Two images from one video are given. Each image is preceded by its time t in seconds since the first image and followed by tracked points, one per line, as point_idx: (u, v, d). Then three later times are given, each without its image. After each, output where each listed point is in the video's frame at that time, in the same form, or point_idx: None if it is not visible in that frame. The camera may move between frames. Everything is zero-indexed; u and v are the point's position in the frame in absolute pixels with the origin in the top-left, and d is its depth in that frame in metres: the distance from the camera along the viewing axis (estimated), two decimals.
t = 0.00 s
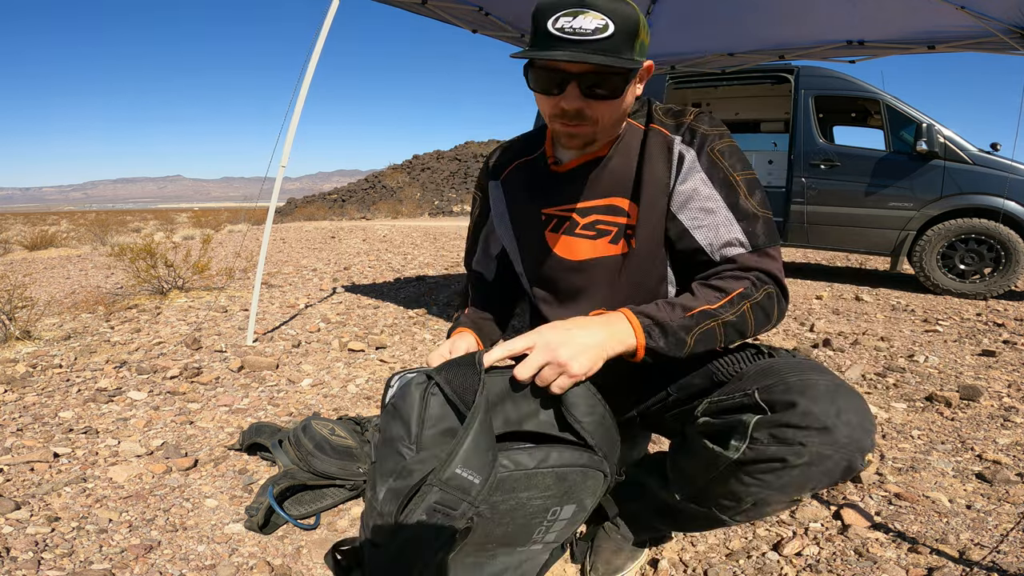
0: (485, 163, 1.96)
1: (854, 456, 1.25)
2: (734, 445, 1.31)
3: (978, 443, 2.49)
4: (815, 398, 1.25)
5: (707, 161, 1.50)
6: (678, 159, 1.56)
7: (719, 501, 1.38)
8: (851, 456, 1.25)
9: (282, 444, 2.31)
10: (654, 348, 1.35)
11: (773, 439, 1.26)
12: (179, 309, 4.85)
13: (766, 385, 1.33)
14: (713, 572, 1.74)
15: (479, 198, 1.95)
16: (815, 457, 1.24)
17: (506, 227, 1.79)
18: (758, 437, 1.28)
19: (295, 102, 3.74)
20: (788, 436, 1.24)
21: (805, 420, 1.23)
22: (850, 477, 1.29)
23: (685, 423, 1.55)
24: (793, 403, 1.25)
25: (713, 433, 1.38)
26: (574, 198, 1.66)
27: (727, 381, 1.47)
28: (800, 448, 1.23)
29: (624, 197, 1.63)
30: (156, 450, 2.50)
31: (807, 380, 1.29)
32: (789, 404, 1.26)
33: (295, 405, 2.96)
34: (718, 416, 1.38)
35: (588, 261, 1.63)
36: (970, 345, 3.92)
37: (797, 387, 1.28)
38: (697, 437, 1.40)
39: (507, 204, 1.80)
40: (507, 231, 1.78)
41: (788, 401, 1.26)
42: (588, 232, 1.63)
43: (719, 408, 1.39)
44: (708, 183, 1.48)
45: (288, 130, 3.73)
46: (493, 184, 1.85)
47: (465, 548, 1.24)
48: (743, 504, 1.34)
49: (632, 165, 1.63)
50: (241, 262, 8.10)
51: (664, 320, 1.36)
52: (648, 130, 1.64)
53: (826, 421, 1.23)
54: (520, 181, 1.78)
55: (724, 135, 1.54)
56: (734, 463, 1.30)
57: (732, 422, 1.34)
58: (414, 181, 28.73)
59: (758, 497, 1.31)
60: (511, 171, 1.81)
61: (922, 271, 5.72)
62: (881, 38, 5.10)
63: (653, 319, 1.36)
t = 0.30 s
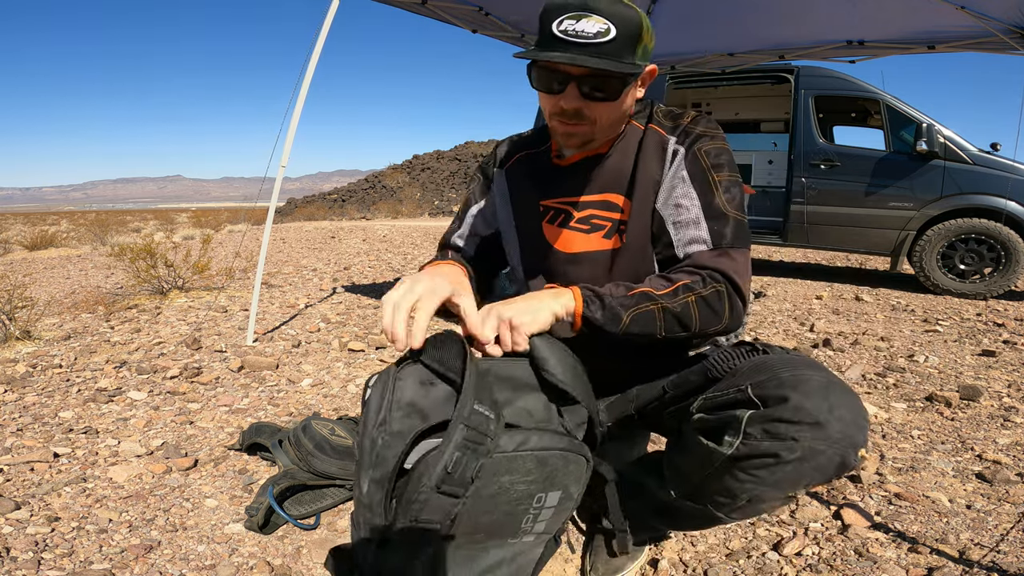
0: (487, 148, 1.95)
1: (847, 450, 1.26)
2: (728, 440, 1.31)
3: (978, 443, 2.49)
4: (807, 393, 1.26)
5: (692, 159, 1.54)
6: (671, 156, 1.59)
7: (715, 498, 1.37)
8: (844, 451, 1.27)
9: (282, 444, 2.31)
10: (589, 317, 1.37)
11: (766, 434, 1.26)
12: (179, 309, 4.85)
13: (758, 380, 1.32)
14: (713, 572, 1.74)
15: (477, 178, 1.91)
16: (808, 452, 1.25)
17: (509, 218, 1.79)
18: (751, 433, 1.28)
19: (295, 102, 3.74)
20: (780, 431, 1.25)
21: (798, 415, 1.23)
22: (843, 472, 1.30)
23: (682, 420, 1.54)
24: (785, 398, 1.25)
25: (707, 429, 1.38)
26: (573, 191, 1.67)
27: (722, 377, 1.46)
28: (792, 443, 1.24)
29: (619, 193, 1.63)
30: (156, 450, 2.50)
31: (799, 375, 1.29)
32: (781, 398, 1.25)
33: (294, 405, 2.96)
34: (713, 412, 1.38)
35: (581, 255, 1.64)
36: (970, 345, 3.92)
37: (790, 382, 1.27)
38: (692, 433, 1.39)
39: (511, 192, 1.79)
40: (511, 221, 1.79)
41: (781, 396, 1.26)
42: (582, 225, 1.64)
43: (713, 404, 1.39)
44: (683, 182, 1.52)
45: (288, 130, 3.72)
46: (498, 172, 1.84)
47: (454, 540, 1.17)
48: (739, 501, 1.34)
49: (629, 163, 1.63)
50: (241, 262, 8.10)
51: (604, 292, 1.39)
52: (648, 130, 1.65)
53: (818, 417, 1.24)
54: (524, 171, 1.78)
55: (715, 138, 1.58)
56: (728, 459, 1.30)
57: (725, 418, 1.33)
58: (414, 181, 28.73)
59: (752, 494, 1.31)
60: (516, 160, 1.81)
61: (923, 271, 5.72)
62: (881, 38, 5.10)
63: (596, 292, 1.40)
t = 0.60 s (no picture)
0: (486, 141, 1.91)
1: (841, 446, 1.26)
2: (724, 437, 1.31)
3: (978, 443, 2.49)
4: (801, 389, 1.26)
5: (706, 167, 1.55)
6: (680, 160, 1.59)
7: (712, 495, 1.37)
8: (839, 447, 1.26)
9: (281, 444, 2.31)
10: (636, 332, 1.33)
11: (760, 430, 1.26)
12: (179, 309, 4.86)
13: (752, 376, 1.32)
14: (714, 572, 1.74)
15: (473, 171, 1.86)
16: (802, 448, 1.25)
17: (507, 214, 1.78)
18: (746, 429, 1.28)
19: (295, 102, 3.74)
20: (775, 427, 1.25)
21: (791, 411, 1.23)
22: (839, 468, 1.29)
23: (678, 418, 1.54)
24: (778, 394, 1.25)
25: (703, 426, 1.38)
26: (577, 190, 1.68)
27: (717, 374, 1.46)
28: (787, 439, 1.24)
29: (622, 193, 1.65)
30: (156, 450, 2.50)
31: (792, 371, 1.29)
32: (775, 394, 1.25)
33: (294, 405, 2.96)
34: (708, 409, 1.38)
35: (586, 253, 1.64)
36: (970, 345, 3.92)
37: (783, 377, 1.28)
38: (688, 430, 1.40)
39: (510, 188, 1.79)
40: (509, 217, 1.78)
41: (774, 392, 1.26)
42: (587, 224, 1.64)
43: (708, 402, 1.39)
44: (704, 189, 1.52)
45: (288, 130, 3.72)
46: (496, 166, 1.83)
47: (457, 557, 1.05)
48: (735, 498, 1.34)
49: (634, 162, 1.66)
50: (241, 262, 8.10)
51: (648, 306, 1.36)
52: (653, 131, 1.67)
53: (811, 412, 1.24)
54: (528, 170, 1.77)
55: (724, 143, 1.60)
56: (724, 456, 1.30)
57: (720, 415, 1.33)
58: (414, 181, 28.74)
59: (749, 490, 1.31)
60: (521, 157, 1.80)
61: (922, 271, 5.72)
62: (881, 38, 5.09)
63: (638, 305, 1.35)
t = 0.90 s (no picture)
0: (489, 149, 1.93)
1: (842, 446, 1.26)
2: (724, 436, 1.31)
3: (978, 443, 2.49)
4: (802, 388, 1.26)
5: (715, 172, 1.56)
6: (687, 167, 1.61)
7: (712, 495, 1.37)
8: (840, 446, 1.26)
9: (281, 444, 2.31)
10: (658, 341, 1.39)
11: (761, 429, 1.26)
12: (178, 309, 4.85)
13: (754, 375, 1.33)
14: (714, 572, 1.74)
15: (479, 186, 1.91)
16: (803, 447, 1.25)
17: (511, 216, 1.79)
18: (747, 428, 1.28)
19: (295, 102, 3.74)
20: (776, 426, 1.25)
21: (792, 409, 1.23)
22: (840, 468, 1.29)
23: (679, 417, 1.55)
24: (780, 393, 1.25)
25: (703, 425, 1.38)
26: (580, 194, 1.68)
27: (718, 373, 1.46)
28: (788, 438, 1.24)
29: (626, 196, 1.65)
30: (156, 450, 2.50)
31: (793, 371, 1.29)
32: (776, 393, 1.26)
33: (295, 405, 2.96)
34: (709, 408, 1.39)
35: (589, 257, 1.64)
36: (970, 345, 3.92)
37: (784, 377, 1.28)
38: (688, 430, 1.40)
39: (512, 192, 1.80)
40: (512, 217, 1.79)
41: (776, 390, 1.26)
42: (590, 228, 1.64)
43: (709, 401, 1.39)
44: (715, 196, 1.56)
45: (288, 130, 3.73)
46: (497, 173, 1.85)
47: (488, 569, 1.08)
48: (735, 497, 1.34)
49: (638, 165, 1.66)
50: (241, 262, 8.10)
51: (668, 315, 1.41)
52: (659, 135, 1.68)
53: (812, 411, 1.24)
54: (527, 174, 1.78)
55: (730, 147, 1.60)
56: (724, 455, 1.30)
57: (721, 414, 1.34)
58: (414, 181, 28.74)
59: (749, 490, 1.31)
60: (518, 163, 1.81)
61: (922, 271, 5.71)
62: (881, 38, 5.09)
63: (658, 315, 1.41)
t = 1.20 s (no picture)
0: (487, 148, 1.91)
1: (843, 451, 1.26)
2: (725, 440, 1.31)
3: (978, 443, 2.49)
4: (804, 393, 1.26)
5: (720, 173, 1.58)
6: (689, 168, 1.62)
7: (712, 498, 1.38)
8: (841, 451, 1.26)
9: (282, 444, 2.31)
10: (668, 341, 1.45)
11: (762, 434, 1.26)
12: (179, 309, 4.86)
13: (756, 379, 1.32)
14: (713, 572, 1.74)
15: (477, 180, 1.89)
16: (804, 452, 1.25)
17: (514, 216, 1.81)
18: (748, 433, 1.28)
19: (295, 103, 3.74)
20: (777, 431, 1.25)
21: (794, 414, 1.23)
22: (841, 472, 1.30)
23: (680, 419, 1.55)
24: (782, 398, 1.25)
25: (704, 429, 1.39)
26: (580, 194, 1.67)
27: (720, 377, 1.46)
28: (789, 443, 1.24)
29: (627, 197, 1.65)
30: (156, 450, 2.50)
31: (796, 374, 1.29)
32: (778, 398, 1.25)
33: (294, 405, 2.96)
34: (710, 412, 1.39)
35: (591, 257, 1.64)
36: (970, 345, 3.92)
37: (786, 381, 1.27)
38: (689, 433, 1.40)
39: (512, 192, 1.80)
40: (516, 217, 1.81)
41: (777, 396, 1.26)
42: (592, 228, 1.64)
43: (710, 404, 1.39)
44: (721, 198, 1.57)
45: (288, 130, 3.73)
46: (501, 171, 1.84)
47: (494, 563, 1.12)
48: (735, 501, 1.35)
49: (640, 167, 1.66)
50: (241, 262, 8.10)
51: (678, 316, 1.46)
52: (661, 136, 1.67)
53: (814, 416, 1.24)
54: (528, 173, 1.77)
55: (734, 149, 1.62)
56: (725, 459, 1.31)
57: (722, 418, 1.34)
58: (414, 181, 28.74)
59: (749, 494, 1.32)
60: (518, 162, 1.80)
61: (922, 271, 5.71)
62: (881, 38, 5.09)
63: (668, 315, 1.46)
